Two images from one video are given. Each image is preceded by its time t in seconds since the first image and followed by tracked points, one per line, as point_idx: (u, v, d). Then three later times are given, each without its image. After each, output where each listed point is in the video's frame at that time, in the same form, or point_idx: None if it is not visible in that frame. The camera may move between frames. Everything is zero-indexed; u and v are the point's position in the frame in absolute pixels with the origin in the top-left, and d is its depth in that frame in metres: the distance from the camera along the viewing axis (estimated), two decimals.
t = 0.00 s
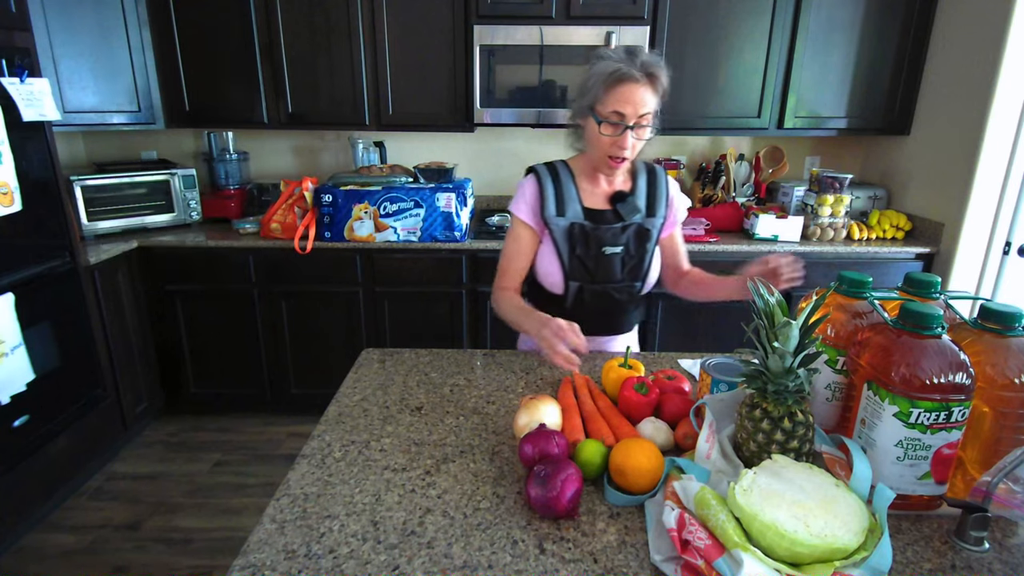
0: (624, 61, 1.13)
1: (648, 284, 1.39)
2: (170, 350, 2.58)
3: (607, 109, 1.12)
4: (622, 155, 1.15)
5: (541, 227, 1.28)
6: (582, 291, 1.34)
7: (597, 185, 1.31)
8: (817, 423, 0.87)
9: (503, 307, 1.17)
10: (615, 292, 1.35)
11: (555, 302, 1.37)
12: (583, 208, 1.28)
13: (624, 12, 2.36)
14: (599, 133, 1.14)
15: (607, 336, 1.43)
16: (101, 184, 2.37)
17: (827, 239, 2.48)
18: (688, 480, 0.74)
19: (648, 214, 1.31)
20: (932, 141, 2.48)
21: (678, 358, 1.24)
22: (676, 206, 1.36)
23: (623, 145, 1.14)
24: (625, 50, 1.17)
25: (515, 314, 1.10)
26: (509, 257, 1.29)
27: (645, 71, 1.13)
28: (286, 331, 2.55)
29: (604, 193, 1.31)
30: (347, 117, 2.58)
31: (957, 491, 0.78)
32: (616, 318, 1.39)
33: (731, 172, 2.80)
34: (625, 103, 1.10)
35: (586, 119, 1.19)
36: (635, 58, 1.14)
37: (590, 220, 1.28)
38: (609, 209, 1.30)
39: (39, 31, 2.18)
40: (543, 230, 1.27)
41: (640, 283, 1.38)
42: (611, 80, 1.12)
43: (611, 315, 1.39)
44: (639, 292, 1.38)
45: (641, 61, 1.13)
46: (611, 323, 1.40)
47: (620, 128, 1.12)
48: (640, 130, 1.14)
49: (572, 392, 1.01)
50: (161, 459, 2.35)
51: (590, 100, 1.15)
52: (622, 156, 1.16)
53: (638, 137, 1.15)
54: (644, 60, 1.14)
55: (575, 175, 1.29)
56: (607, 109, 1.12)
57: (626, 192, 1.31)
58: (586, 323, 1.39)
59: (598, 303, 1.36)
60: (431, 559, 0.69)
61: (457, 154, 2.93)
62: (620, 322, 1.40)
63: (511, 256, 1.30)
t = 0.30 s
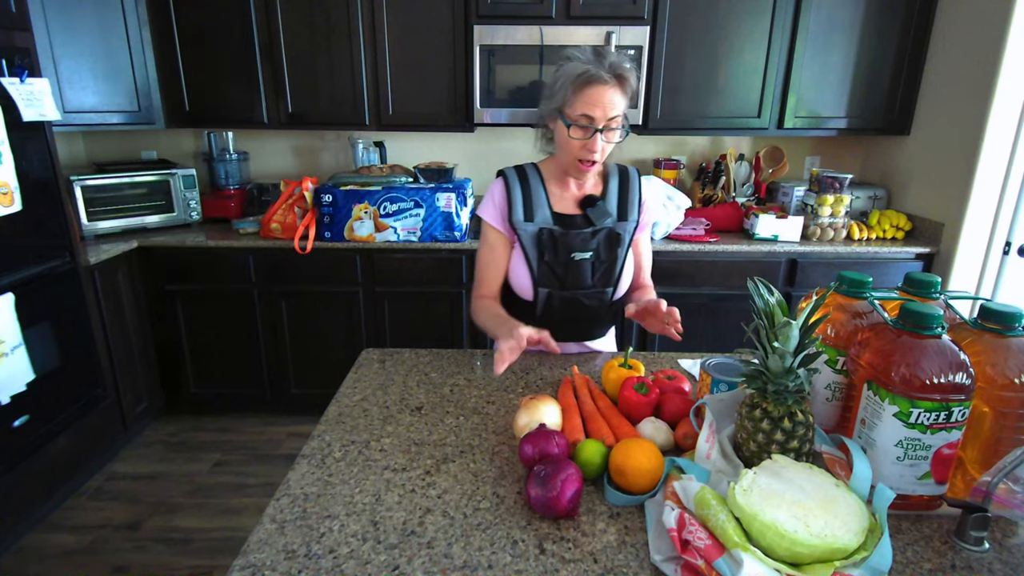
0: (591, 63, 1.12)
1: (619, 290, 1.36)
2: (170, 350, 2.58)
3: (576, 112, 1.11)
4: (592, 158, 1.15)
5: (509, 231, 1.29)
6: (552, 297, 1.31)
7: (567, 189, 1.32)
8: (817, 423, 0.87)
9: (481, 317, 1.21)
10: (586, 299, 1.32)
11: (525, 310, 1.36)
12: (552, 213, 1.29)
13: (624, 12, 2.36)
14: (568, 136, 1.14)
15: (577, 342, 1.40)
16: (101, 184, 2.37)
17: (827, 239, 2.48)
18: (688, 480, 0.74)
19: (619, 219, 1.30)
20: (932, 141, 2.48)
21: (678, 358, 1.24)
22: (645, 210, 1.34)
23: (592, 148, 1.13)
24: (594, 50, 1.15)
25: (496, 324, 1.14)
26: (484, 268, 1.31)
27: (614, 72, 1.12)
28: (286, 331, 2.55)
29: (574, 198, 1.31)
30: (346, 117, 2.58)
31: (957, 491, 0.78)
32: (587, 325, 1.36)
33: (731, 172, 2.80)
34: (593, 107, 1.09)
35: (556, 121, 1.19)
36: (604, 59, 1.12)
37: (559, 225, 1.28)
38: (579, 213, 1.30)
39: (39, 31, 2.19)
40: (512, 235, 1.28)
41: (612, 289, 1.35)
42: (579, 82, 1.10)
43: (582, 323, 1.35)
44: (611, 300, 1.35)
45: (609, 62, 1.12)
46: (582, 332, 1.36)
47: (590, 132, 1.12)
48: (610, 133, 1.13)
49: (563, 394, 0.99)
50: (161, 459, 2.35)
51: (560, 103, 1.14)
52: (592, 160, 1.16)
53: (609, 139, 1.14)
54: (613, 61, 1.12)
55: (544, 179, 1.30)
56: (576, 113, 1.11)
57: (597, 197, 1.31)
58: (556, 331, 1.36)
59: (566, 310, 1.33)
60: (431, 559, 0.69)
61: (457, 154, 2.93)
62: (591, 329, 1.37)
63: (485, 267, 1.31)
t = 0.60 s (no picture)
0: (583, 63, 1.12)
1: (616, 291, 1.38)
2: (170, 350, 2.58)
3: (571, 114, 1.11)
4: (588, 160, 1.14)
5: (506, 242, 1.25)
6: (549, 305, 1.32)
7: (559, 194, 1.30)
8: (817, 423, 0.87)
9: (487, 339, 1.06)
10: (582, 304, 1.33)
11: (521, 317, 1.36)
12: (547, 220, 1.26)
13: (624, 12, 2.36)
14: (563, 139, 1.13)
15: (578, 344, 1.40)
16: (101, 184, 2.37)
17: (827, 240, 2.48)
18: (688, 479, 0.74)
19: (613, 222, 1.30)
20: (932, 141, 2.48)
21: (678, 358, 1.23)
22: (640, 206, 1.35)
23: (589, 150, 1.13)
24: (584, 51, 1.16)
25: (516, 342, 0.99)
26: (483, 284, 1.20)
27: (606, 72, 1.12)
28: (287, 331, 2.55)
29: (567, 203, 1.30)
30: (346, 117, 2.58)
31: (957, 491, 0.77)
32: (585, 329, 1.37)
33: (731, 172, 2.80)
34: (588, 108, 1.09)
35: (548, 124, 1.18)
36: (594, 59, 1.12)
37: (555, 233, 1.26)
38: (573, 219, 1.28)
39: (39, 31, 2.19)
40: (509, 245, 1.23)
41: (608, 291, 1.37)
42: (573, 83, 1.09)
43: (578, 328, 1.37)
44: (607, 302, 1.37)
45: (600, 63, 1.12)
46: (579, 335, 1.37)
47: (585, 134, 1.12)
48: (604, 134, 1.13)
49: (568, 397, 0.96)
50: (161, 459, 2.35)
51: (552, 106, 1.14)
52: (588, 162, 1.15)
53: (603, 141, 1.14)
54: (604, 62, 1.13)
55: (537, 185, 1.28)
56: (571, 115, 1.11)
57: (589, 201, 1.30)
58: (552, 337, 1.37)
59: (563, 317, 1.34)
60: (431, 559, 0.69)
61: (457, 154, 2.93)
62: (589, 332, 1.39)
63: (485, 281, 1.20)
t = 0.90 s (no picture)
0: (606, 61, 1.10)
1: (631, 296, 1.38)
2: (171, 350, 2.58)
3: (594, 113, 1.09)
4: (609, 161, 1.12)
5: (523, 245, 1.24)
6: (563, 309, 1.32)
7: (578, 197, 1.27)
8: (817, 423, 0.87)
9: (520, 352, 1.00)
10: (596, 310, 1.34)
11: (535, 318, 1.36)
12: (565, 223, 1.24)
13: (624, 12, 2.36)
14: (585, 139, 1.11)
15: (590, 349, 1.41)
16: (101, 184, 2.37)
17: (827, 240, 2.48)
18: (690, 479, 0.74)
19: (630, 226, 1.28)
20: (932, 141, 2.48)
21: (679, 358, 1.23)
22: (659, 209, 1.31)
23: (610, 151, 1.11)
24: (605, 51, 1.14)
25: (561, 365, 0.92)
26: (502, 284, 1.13)
27: (630, 71, 1.10)
28: (287, 331, 2.55)
29: (585, 206, 1.28)
30: (346, 117, 2.58)
31: (957, 491, 0.77)
32: (597, 333, 1.38)
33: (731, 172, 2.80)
34: (610, 107, 1.07)
35: (568, 124, 1.16)
36: (618, 58, 1.11)
37: (573, 238, 1.25)
38: (591, 224, 1.27)
39: (39, 31, 2.19)
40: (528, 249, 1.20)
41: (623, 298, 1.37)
42: (595, 81, 1.08)
43: (591, 331, 1.37)
44: (622, 308, 1.37)
45: (624, 62, 1.10)
46: (593, 337, 1.39)
47: (607, 134, 1.10)
48: (626, 135, 1.11)
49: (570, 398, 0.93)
50: (161, 459, 2.35)
51: (573, 104, 1.12)
52: (609, 163, 1.13)
53: (625, 142, 1.12)
54: (627, 61, 1.11)
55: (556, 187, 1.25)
56: (593, 115, 1.09)
57: (606, 205, 1.28)
58: (565, 339, 1.38)
59: (577, 321, 1.35)
60: (431, 559, 0.69)
61: (457, 154, 2.93)
62: (602, 337, 1.40)
63: (504, 281, 1.13)
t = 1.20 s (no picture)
0: (610, 63, 1.09)
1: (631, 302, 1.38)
2: (171, 350, 2.58)
3: (597, 116, 1.09)
4: (612, 164, 1.13)
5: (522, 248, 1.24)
6: (560, 314, 1.33)
7: (578, 201, 1.28)
8: (817, 423, 0.87)
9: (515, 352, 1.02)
10: (594, 316, 1.34)
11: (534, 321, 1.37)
12: (564, 228, 1.24)
13: (624, 12, 2.36)
14: (589, 142, 1.11)
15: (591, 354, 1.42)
16: (101, 184, 2.37)
17: (827, 240, 2.48)
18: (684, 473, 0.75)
19: (631, 231, 1.26)
20: (932, 141, 2.48)
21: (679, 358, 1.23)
22: (664, 211, 1.29)
23: (613, 154, 1.11)
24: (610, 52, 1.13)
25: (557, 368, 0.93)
26: (503, 288, 1.15)
27: (634, 73, 1.09)
28: (287, 331, 2.55)
29: (584, 210, 1.28)
30: (346, 117, 2.58)
31: (957, 491, 0.78)
32: (597, 339, 1.39)
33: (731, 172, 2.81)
34: (614, 110, 1.07)
35: (571, 126, 1.16)
36: (622, 60, 1.10)
37: (572, 242, 1.25)
38: (590, 229, 1.26)
39: (39, 31, 2.19)
40: (527, 254, 1.21)
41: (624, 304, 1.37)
42: (600, 84, 1.07)
43: (588, 336, 1.37)
44: (621, 314, 1.37)
45: (629, 64, 1.10)
46: (590, 343, 1.39)
47: (611, 137, 1.10)
48: (630, 138, 1.11)
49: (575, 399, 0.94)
50: (161, 459, 2.35)
51: (576, 107, 1.12)
52: (611, 166, 1.13)
53: (628, 146, 1.12)
54: (632, 63, 1.10)
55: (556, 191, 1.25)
56: (596, 117, 1.09)
57: (606, 210, 1.27)
58: (562, 344, 1.38)
59: (574, 327, 1.35)
60: (431, 559, 0.69)
61: (458, 154, 2.93)
62: (601, 344, 1.40)
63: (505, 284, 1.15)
